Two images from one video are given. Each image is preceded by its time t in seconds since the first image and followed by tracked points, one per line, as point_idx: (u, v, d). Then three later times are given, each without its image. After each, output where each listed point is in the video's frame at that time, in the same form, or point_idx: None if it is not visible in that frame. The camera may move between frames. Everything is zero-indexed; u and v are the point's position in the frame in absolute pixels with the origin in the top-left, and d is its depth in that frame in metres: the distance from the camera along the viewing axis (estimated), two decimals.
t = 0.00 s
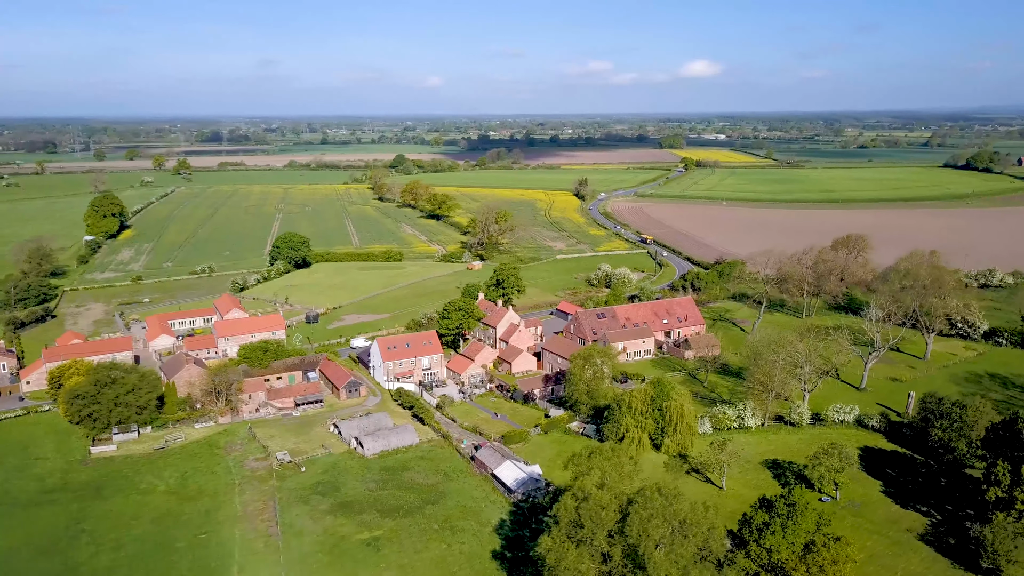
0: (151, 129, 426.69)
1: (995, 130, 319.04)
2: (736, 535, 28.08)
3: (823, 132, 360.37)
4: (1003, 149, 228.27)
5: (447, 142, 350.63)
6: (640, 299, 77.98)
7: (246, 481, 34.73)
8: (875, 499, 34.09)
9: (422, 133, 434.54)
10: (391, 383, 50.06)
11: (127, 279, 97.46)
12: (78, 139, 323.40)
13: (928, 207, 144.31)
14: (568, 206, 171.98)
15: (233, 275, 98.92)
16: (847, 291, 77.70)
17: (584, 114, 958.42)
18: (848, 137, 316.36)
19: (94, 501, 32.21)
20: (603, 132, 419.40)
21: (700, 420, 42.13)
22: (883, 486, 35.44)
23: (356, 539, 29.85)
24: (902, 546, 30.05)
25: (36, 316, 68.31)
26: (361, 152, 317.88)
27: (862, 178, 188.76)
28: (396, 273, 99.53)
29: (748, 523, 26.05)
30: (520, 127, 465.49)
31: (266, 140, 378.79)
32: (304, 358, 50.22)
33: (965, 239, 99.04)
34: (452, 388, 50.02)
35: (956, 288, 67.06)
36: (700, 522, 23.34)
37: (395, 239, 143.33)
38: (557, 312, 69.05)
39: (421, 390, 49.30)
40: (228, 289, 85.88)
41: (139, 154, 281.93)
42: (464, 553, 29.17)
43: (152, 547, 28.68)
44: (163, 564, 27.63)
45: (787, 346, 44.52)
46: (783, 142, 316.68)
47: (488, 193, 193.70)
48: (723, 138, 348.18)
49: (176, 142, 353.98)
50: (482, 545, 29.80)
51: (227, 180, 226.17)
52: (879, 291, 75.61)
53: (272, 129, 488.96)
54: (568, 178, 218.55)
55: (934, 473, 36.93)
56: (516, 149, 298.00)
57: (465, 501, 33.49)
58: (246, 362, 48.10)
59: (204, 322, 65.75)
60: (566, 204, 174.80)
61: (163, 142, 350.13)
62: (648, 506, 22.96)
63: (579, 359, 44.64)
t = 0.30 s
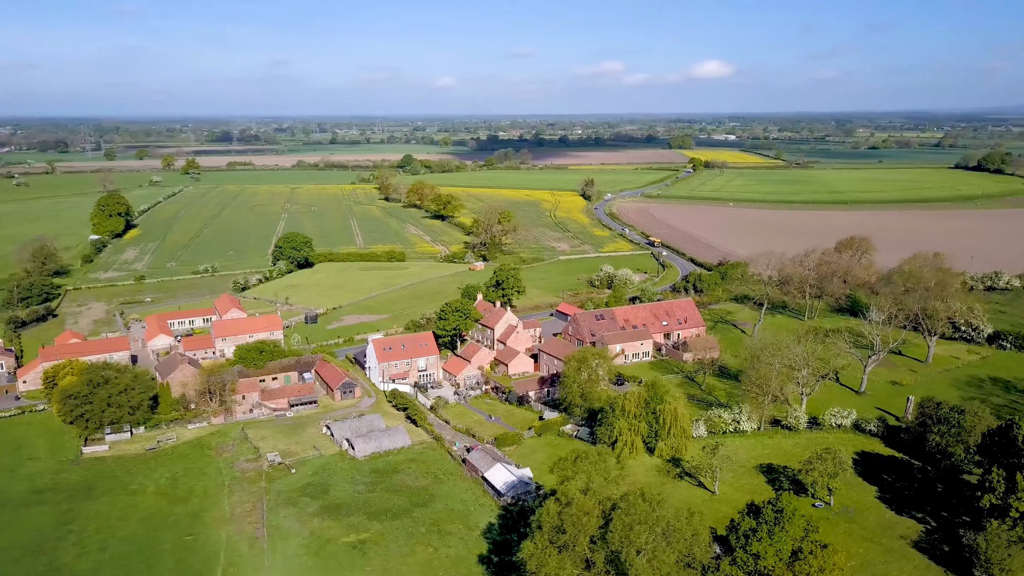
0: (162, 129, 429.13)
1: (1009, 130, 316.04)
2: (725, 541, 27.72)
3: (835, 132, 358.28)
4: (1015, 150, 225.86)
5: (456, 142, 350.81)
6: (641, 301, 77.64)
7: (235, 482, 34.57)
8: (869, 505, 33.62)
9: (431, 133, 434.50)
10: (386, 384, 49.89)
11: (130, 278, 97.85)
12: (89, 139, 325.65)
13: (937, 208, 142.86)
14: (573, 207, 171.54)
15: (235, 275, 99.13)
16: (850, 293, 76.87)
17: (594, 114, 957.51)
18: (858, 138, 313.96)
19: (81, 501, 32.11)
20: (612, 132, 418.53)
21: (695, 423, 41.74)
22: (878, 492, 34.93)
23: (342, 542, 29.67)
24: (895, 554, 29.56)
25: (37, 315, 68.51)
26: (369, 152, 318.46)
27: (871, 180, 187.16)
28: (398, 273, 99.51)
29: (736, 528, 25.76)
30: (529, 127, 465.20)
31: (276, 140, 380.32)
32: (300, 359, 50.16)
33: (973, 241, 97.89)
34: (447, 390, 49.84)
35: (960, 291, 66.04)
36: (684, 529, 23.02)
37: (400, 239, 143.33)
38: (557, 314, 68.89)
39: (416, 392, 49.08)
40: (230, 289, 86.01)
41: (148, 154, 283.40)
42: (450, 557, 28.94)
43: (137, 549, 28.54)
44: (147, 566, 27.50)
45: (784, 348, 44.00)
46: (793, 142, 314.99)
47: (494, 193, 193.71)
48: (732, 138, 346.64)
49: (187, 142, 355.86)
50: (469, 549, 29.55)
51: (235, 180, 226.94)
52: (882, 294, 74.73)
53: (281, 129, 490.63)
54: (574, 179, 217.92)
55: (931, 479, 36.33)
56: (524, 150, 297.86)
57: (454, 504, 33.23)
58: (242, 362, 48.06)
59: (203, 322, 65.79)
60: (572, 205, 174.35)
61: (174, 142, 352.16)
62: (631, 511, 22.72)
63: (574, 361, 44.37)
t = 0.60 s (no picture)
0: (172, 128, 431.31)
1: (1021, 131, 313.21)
2: (711, 546, 27.45)
3: (845, 132, 355.60)
4: None
5: (464, 142, 350.78)
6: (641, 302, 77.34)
7: (224, 483, 34.47)
8: (862, 510, 33.21)
9: (440, 133, 434.66)
10: (381, 385, 49.76)
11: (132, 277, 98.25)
12: (100, 139, 327.75)
13: (945, 210, 141.42)
14: (578, 207, 171.16)
15: (237, 274, 99.26)
16: (852, 295, 76.06)
17: (602, 114, 956.42)
18: (867, 139, 311.70)
19: (70, 501, 32.12)
20: (620, 132, 417.55)
21: (688, 426, 41.41)
22: (871, 497, 34.53)
23: (328, 544, 29.52)
24: (885, 560, 29.19)
25: (38, 314, 68.85)
26: (377, 152, 319.09)
27: (879, 180, 185.82)
28: (400, 273, 99.50)
29: (721, 533, 25.50)
30: (538, 127, 464.59)
31: (285, 140, 381.55)
32: (295, 360, 50.09)
33: (980, 243, 96.76)
34: (442, 391, 49.67)
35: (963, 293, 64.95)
36: (666, 534, 22.77)
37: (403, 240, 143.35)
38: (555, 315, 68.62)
39: (410, 393, 48.94)
40: (231, 289, 86.22)
41: (158, 154, 284.74)
42: (435, 560, 28.74)
43: (122, 550, 28.46)
44: (130, 567, 27.43)
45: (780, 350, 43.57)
46: (802, 143, 313.30)
47: (499, 194, 193.59)
48: (741, 138, 344.73)
49: (196, 141, 357.38)
50: (455, 552, 29.37)
51: (241, 180, 227.69)
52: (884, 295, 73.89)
53: (290, 129, 492.10)
54: (580, 179, 217.47)
55: (926, 485, 35.89)
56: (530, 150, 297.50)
57: (442, 506, 33.07)
58: (237, 362, 48.04)
59: (202, 322, 65.88)
60: (577, 205, 173.98)
61: (183, 142, 353.61)
62: (612, 516, 22.50)
63: (567, 363, 44.12)
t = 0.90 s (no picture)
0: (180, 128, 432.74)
1: None
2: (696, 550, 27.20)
3: (854, 133, 353.33)
4: None
5: (470, 142, 350.72)
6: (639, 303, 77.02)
7: (212, 484, 34.39)
8: (852, 515, 32.87)
9: (447, 133, 434.45)
10: (374, 386, 49.68)
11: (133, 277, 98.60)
12: (109, 138, 329.36)
13: (952, 211, 140.29)
14: (582, 207, 170.75)
15: (237, 274, 99.43)
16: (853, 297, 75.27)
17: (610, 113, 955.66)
18: (877, 139, 309.12)
19: (57, 501, 32.14)
20: (627, 132, 416.92)
21: (680, 428, 41.10)
22: (863, 501, 34.18)
23: (312, 546, 29.40)
24: (873, 565, 28.86)
25: (37, 313, 69.11)
26: (383, 152, 319.21)
27: (886, 181, 184.49)
28: (400, 273, 99.45)
29: (703, 537, 25.27)
30: (545, 127, 463.80)
31: (293, 140, 382.37)
32: (289, 360, 50.07)
33: (985, 245, 95.67)
34: (435, 391, 49.52)
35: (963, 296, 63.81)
36: (645, 539, 22.51)
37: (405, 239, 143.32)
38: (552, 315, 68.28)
39: (403, 394, 48.83)
40: (230, 288, 86.38)
41: (165, 154, 285.67)
42: (418, 563, 28.59)
43: (106, 551, 28.45)
44: (113, 568, 27.38)
45: (774, 351, 43.25)
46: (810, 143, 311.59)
47: (503, 194, 193.41)
48: (748, 139, 343.53)
49: (204, 141, 358.47)
50: (439, 554, 29.22)
51: (247, 179, 228.15)
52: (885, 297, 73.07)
53: (297, 128, 493.15)
54: (584, 179, 217.00)
55: (919, 489, 35.45)
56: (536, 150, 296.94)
57: (428, 508, 32.92)
58: (231, 362, 48.08)
59: (199, 322, 65.99)
60: (581, 205, 173.56)
61: (191, 141, 354.71)
62: (590, 521, 22.30)
63: (559, 364, 43.95)
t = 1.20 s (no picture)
0: (190, 127, 434.74)
1: None
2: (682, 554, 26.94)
3: (865, 134, 351.09)
4: None
5: (478, 142, 350.63)
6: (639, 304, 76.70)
7: (202, 482, 34.34)
8: (844, 518, 32.55)
9: (455, 133, 434.73)
10: (369, 386, 49.63)
11: (137, 275, 99.13)
12: (120, 138, 331.41)
13: (961, 212, 138.77)
14: (587, 207, 170.39)
15: (239, 273, 99.70)
16: (855, 298, 74.39)
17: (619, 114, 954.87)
18: (888, 140, 306.85)
19: (46, 501, 32.16)
20: (639, 132, 415.53)
21: (673, 430, 40.82)
22: (855, 505, 33.81)
23: (298, 546, 29.32)
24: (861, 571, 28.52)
25: (38, 311, 69.52)
26: (390, 152, 319.49)
27: (895, 182, 183.04)
28: (402, 273, 99.49)
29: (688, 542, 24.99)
30: (553, 127, 462.96)
31: (302, 140, 383.72)
32: (284, 359, 50.05)
33: (991, 247, 94.53)
34: (429, 392, 49.43)
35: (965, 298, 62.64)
36: (626, 543, 22.21)
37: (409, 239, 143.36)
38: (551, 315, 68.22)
39: (397, 394, 48.75)
40: (232, 287, 86.62)
41: (174, 154, 287.18)
42: (403, 564, 28.48)
43: (92, 551, 28.46)
44: (98, 567, 27.40)
45: (768, 352, 42.95)
46: (819, 144, 309.61)
47: (508, 193, 193.36)
48: (757, 139, 341.73)
49: (213, 141, 360.15)
50: (424, 555, 29.08)
51: (255, 179, 229.02)
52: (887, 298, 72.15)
53: (306, 128, 494.68)
54: (590, 179, 216.50)
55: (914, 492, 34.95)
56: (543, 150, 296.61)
57: (416, 509, 32.82)
58: (227, 361, 48.19)
59: (199, 321, 66.17)
60: (586, 206, 173.20)
61: (201, 141, 356.44)
62: (571, 525, 22.09)
63: (552, 365, 43.81)
